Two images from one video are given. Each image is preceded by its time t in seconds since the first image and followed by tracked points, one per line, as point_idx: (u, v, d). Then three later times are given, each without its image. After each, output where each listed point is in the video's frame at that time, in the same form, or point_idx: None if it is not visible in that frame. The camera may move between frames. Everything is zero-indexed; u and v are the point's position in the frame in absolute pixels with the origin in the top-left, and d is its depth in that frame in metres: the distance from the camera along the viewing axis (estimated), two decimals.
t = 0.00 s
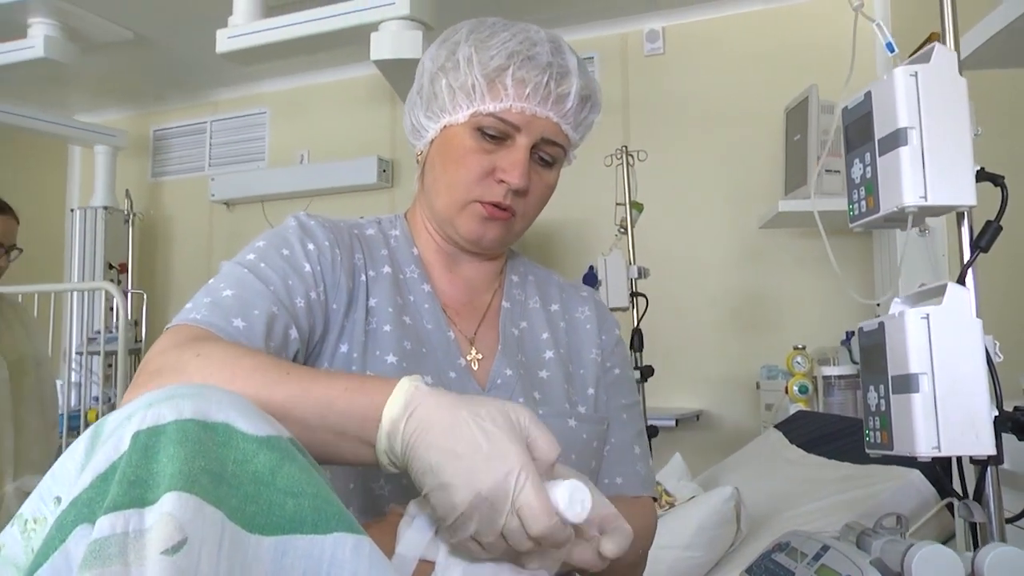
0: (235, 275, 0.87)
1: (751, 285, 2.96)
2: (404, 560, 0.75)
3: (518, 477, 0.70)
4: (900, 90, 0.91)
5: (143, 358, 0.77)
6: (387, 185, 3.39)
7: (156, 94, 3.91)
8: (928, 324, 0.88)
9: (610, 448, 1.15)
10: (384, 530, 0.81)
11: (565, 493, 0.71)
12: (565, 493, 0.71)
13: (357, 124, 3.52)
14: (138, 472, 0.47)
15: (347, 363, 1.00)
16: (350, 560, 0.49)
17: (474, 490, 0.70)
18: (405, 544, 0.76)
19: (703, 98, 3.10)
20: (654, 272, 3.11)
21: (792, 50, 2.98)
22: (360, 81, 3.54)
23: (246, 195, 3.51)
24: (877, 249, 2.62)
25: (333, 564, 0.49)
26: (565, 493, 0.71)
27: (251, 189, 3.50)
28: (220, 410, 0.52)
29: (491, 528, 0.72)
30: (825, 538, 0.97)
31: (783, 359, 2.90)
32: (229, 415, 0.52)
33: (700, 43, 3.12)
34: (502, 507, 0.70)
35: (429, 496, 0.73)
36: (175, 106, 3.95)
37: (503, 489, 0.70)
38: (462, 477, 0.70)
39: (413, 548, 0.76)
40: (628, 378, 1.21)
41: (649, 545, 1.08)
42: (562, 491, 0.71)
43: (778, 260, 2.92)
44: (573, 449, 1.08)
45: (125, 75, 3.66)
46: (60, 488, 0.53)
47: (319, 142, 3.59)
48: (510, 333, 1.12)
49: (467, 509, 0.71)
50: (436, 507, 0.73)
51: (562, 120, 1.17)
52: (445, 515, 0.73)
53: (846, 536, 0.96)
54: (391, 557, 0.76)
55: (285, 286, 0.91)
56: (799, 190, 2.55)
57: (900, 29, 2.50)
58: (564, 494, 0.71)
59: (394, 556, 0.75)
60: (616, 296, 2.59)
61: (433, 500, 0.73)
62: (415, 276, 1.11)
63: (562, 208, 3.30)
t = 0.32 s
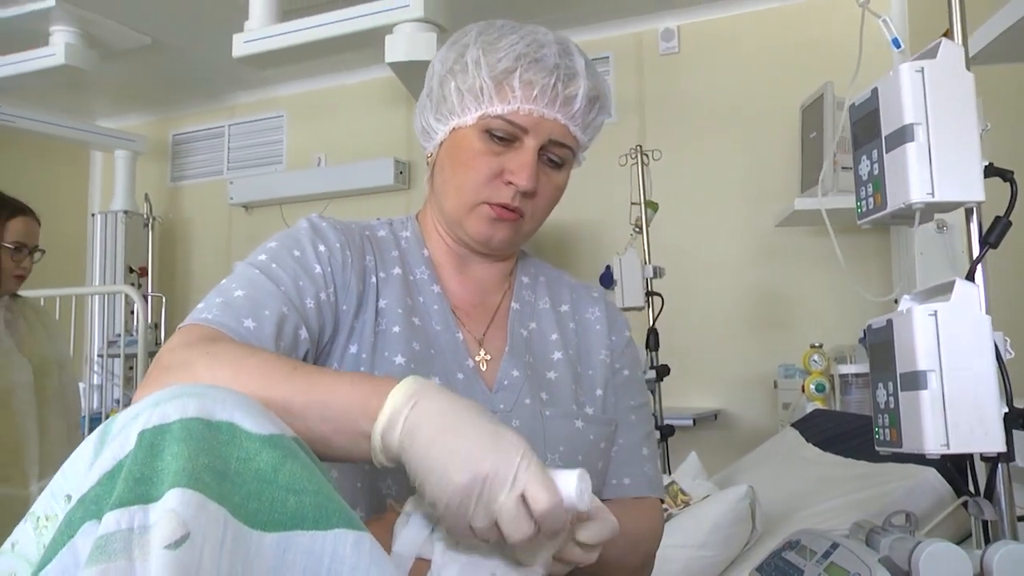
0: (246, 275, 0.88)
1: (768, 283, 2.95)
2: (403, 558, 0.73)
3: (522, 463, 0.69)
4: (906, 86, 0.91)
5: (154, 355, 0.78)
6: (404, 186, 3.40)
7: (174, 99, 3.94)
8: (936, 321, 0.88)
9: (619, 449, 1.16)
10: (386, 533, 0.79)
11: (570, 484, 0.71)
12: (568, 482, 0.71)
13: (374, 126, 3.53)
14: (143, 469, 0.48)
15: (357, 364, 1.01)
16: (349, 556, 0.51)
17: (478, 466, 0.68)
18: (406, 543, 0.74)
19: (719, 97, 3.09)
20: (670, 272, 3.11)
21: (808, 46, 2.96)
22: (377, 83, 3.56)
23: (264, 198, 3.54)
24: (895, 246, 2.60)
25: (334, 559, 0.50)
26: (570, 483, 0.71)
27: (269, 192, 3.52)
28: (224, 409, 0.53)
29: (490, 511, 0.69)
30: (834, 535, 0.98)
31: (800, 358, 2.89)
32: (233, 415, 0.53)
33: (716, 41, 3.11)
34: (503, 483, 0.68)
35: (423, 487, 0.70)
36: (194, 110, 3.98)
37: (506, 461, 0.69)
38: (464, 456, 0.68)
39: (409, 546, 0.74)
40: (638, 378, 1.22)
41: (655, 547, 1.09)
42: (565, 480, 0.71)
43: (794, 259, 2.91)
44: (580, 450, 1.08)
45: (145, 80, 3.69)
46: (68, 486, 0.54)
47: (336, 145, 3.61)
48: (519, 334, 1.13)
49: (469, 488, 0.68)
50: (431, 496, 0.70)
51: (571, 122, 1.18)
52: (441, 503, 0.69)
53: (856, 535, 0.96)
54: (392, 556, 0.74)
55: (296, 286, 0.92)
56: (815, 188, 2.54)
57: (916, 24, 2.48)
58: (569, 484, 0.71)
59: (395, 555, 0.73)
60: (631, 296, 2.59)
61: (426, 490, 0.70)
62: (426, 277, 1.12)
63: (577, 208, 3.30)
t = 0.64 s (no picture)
0: (250, 279, 0.90)
1: (788, 280, 2.94)
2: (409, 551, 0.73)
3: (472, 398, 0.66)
4: (917, 81, 0.93)
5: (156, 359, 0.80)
6: (423, 185, 3.42)
7: (196, 101, 3.98)
8: (947, 315, 0.91)
9: (633, 444, 1.16)
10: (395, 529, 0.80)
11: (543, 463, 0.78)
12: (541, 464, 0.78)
13: (394, 125, 3.55)
14: (153, 464, 0.49)
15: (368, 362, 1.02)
16: (354, 549, 0.52)
17: (423, 397, 0.64)
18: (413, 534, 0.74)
19: (737, 92, 3.08)
20: (690, 269, 3.10)
21: (828, 41, 2.94)
22: (396, 83, 3.57)
23: (286, 198, 3.57)
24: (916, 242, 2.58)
25: (339, 552, 0.52)
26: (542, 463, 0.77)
27: (290, 192, 3.55)
28: (232, 405, 0.54)
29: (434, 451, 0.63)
30: (848, 532, 0.98)
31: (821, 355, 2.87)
32: (240, 410, 0.54)
33: (735, 36, 3.10)
34: (447, 417, 0.64)
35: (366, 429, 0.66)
36: (216, 111, 4.02)
37: (455, 398, 0.65)
38: (409, 391, 0.65)
39: (415, 542, 0.74)
40: (651, 376, 1.22)
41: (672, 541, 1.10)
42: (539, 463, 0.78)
43: (814, 255, 2.89)
44: (590, 449, 1.09)
45: (167, 83, 3.73)
46: (82, 478, 0.56)
47: (357, 145, 3.63)
48: (531, 330, 1.14)
49: (412, 421, 0.63)
50: (374, 435, 0.65)
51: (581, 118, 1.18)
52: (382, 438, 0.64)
53: (868, 530, 0.98)
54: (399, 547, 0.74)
55: (301, 288, 0.93)
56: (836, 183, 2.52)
57: (937, 18, 2.46)
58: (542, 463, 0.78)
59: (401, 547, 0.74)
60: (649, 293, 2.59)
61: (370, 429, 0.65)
62: (438, 276, 1.13)
63: (597, 206, 3.30)
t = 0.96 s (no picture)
0: (245, 270, 0.91)
1: (799, 276, 2.93)
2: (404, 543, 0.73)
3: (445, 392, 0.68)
4: (920, 75, 0.95)
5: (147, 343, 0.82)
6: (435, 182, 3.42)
7: (210, 99, 4.01)
8: (950, 310, 0.93)
9: (637, 428, 1.16)
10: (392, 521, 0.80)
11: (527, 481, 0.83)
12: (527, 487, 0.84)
13: (406, 122, 3.56)
14: (150, 458, 0.50)
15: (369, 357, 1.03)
16: (349, 541, 0.53)
17: (393, 384, 0.67)
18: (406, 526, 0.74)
19: (749, 88, 3.07)
20: (701, 265, 3.10)
21: (840, 36, 2.93)
22: (408, 79, 3.58)
23: (300, 194, 3.59)
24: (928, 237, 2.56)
25: (334, 545, 0.52)
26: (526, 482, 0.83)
27: (304, 188, 3.57)
28: (228, 399, 0.55)
29: (400, 430, 0.64)
30: (851, 527, 0.98)
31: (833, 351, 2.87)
32: (236, 404, 0.55)
33: (746, 32, 3.09)
34: (415, 401, 0.65)
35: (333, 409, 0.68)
36: (229, 109, 4.04)
37: (426, 390, 0.67)
38: (380, 376, 0.67)
39: (410, 532, 0.74)
40: (654, 360, 1.21)
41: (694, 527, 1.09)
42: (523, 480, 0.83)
43: (826, 250, 2.88)
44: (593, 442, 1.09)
45: (181, 81, 3.75)
46: (82, 472, 0.57)
47: (369, 141, 3.65)
48: (532, 323, 1.14)
49: (383, 401, 0.65)
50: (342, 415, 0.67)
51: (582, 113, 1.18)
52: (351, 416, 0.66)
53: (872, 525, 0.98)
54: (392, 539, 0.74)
55: (297, 281, 0.94)
56: (848, 179, 2.51)
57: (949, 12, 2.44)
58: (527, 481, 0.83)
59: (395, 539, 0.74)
60: (659, 289, 2.59)
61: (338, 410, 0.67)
62: (441, 271, 1.13)
63: (608, 202, 3.30)
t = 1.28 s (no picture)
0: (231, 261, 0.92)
1: (790, 277, 2.94)
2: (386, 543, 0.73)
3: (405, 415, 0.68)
4: (910, 77, 0.96)
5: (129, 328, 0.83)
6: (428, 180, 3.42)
7: (202, 96, 4.00)
8: (938, 311, 0.94)
9: (626, 427, 1.16)
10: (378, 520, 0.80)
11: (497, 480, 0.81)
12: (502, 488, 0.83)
13: (399, 120, 3.56)
14: (133, 456, 0.50)
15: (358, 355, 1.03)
16: (334, 541, 0.52)
17: (357, 391, 0.66)
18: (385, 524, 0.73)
19: (742, 88, 3.07)
20: (693, 265, 3.10)
21: (833, 38, 2.93)
22: (402, 78, 3.58)
23: (292, 192, 3.58)
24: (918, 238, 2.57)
25: (318, 544, 0.52)
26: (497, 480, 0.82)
27: (296, 186, 3.56)
28: (214, 398, 0.54)
29: (347, 435, 0.63)
30: (839, 527, 0.99)
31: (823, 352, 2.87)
32: (222, 402, 0.55)
33: (739, 32, 3.09)
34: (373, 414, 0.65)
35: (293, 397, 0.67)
36: (222, 106, 4.04)
37: (387, 411, 0.66)
38: (347, 378, 0.67)
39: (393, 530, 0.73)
40: (646, 359, 1.20)
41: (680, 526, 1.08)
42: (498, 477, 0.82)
43: (817, 252, 2.89)
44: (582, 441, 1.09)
45: (174, 77, 3.74)
46: (65, 471, 0.56)
47: (362, 140, 3.64)
48: (522, 322, 1.14)
49: (341, 404, 0.65)
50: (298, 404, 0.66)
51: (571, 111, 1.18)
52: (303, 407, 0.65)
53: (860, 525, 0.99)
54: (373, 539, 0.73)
55: (282, 276, 0.94)
56: (839, 181, 2.51)
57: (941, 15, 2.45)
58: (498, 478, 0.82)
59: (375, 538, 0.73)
60: (650, 289, 2.59)
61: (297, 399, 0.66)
62: (430, 270, 1.13)
63: (601, 201, 3.30)
